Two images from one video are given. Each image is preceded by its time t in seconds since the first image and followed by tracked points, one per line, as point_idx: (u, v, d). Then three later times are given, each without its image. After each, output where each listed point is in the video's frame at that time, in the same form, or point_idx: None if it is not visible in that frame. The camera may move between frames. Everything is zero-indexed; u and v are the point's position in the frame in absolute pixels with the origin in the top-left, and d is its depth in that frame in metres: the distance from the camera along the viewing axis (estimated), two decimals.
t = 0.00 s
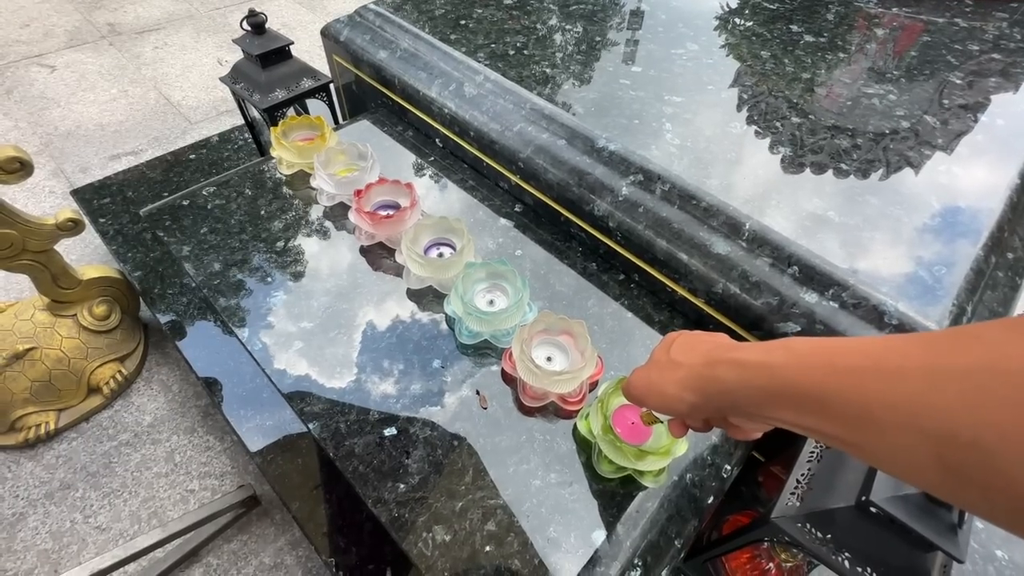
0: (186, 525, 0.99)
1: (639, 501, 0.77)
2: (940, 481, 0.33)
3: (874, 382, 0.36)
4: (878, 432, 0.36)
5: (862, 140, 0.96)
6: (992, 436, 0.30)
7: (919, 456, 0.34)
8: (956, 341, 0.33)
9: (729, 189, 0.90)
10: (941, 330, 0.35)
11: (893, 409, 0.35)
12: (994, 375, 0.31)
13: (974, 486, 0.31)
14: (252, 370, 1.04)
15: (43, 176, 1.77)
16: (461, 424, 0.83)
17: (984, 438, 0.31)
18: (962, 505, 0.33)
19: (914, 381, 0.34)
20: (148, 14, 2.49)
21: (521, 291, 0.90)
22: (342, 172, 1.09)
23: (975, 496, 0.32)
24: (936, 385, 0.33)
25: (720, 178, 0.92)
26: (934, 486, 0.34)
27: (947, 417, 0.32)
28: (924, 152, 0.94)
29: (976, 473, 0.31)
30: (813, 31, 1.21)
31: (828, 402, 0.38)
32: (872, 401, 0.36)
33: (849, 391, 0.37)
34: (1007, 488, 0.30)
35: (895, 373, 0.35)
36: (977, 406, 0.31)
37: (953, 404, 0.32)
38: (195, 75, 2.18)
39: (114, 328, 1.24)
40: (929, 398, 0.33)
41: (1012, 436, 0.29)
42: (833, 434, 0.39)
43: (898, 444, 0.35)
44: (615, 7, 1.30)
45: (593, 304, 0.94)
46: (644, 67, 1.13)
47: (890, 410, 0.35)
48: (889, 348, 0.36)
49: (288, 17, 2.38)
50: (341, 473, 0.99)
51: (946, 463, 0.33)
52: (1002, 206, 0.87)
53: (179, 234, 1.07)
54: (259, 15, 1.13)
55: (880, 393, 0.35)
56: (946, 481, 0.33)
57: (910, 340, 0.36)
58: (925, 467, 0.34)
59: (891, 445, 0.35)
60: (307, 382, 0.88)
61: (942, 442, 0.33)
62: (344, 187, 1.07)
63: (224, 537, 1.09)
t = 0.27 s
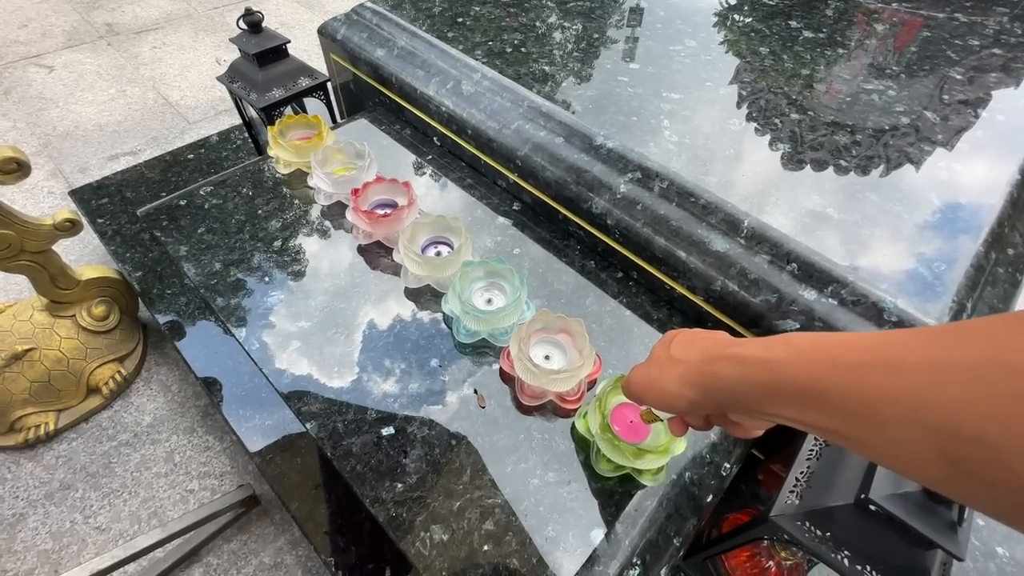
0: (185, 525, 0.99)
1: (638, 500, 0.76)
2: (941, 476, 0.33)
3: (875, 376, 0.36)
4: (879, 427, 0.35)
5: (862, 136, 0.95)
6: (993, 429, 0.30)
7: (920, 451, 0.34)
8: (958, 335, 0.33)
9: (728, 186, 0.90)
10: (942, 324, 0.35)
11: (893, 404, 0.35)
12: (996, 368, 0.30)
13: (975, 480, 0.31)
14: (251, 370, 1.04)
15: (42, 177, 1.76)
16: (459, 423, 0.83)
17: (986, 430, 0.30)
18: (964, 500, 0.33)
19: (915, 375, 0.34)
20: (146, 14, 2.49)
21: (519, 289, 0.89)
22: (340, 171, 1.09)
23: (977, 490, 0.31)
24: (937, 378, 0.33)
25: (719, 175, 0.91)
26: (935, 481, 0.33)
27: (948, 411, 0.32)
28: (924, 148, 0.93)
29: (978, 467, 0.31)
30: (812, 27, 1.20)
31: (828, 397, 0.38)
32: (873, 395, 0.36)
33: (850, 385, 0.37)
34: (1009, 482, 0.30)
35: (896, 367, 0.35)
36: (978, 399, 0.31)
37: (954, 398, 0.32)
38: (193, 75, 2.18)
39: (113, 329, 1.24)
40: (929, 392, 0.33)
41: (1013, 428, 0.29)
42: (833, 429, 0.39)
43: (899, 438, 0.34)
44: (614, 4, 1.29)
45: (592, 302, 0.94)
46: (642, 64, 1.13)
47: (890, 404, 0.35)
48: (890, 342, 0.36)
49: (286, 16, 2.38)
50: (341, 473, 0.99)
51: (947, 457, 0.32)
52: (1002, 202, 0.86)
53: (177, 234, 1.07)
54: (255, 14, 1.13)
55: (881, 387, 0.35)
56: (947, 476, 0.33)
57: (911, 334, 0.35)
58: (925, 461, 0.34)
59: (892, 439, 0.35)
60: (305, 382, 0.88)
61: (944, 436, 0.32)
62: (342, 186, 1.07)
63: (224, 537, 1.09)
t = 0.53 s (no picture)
0: (187, 525, 0.99)
1: (638, 498, 0.76)
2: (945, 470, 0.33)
3: (878, 371, 0.36)
4: (882, 420, 0.35)
5: (862, 134, 0.95)
6: (998, 423, 0.30)
7: (922, 444, 0.34)
8: (960, 328, 0.33)
9: (728, 184, 0.90)
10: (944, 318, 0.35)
11: (896, 397, 0.35)
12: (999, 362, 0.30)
13: (979, 474, 0.31)
14: (251, 370, 1.04)
15: (42, 178, 1.77)
16: (460, 422, 0.83)
17: (992, 424, 0.30)
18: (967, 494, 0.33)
19: (918, 369, 0.34)
20: (146, 14, 2.49)
21: (519, 288, 0.90)
22: (340, 170, 1.09)
23: (982, 485, 0.31)
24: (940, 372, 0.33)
25: (719, 173, 0.91)
26: (938, 474, 0.33)
27: (951, 404, 0.32)
28: (924, 146, 0.93)
29: (981, 461, 0.31)
30: (812, 25, 1.20)
31: (831, 391, 0.38)
32: (877, 390, 0.36)
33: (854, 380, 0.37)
34: (1014, 476, 0.30)
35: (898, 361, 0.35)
36: (981, 392, 0.31)
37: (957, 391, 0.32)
38: (193, 75, 2.18)
39: (113, 329, 1.24)
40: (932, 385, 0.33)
41: (1016, 422, 0.29)
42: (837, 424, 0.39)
43: (902, 432, 0.34)
44: (613, 2, 1.29)
45: (592, 301, 0.94)
46: (642, 62, 1.13)
47: (893, 398, 0.35)
48: (892, 336, 0.36)
49: (285, 15, 2.38)
50: (341, 473, 0.99)
51: (950, 451, 0.32)
52: (1003, 200, 0.86)
53: (177, 234, 1.07)
54: (254, 14, 1.13)
55: (884, 381, 0.35)
56: (951, 470, 0.33)
57: (913, 328, 0.35)
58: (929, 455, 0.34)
59: (897, 434, 0.35)
60: (306, 382, 0.88)
61: (947, 429, 0.32)
62: (342, 185, 1.07)
63: (225, 536, 1.09)
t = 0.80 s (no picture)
0: (187, 525, 0.99)
1: (638, 497, 0.76)
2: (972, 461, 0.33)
3: (901, 363, 0.36)
4: (907, 413, 0.36)
5: (862, 132, 0.95)
6: None
7: (947, 436, 0.34)
8: (986, 320, 0.33)
9: (727, 183, 0.90)
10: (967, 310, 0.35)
11: (922, 389, 0.35)
12: None
13: (1010, 467, 0.31)
14: (251, 370, 1.04)
15: (42, 178, 1.77)
16: (460, 422, 0.83)
17: None
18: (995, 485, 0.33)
19: (944, 362, 0.34)
20: (145, 14, 2.49)
21: (519, 287, 0.89)
22: (339, 170, 1.09)
23: (1011, 477, 0.32)
24: (965, 363, 0.33)
25: (719, 172, 0.91)
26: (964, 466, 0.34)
27: (978, 396, 0.32)
28: (924, 144, 0.93)
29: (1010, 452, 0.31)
30: (811, 22, 1.20)
31: (853, 384, 0.38)
32: (902, 381, 0.36)
33: (876, 372, 0.37)
34: None
35: (923, 353, 0.35)
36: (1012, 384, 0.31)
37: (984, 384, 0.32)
38: (192, 75, 2.18)
39: (114, 329, 1.25)
40: (957, 377, 0.33)
41: None
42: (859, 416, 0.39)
43: (927, 424, 0.35)
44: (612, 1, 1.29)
45: (591, 300, 0.94)
46: (641, 60, 1.13)
47: (918, 389, 0.35)
48: (916, 328, 0.36)
49: (284, 15, 2.37)
50: (342, 472, 0.99)
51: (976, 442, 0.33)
52: (1003, 197, 0.86)
53: (176, 234, 1.07)
54: (253, 13, 1.13)
55: (909, 373, 0.35)
56: (976, 461, 0.33)
57: (936, 320, 0.36)
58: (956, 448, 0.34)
59: (922, 427, 0.35)
60: (306, 382, 0.88)
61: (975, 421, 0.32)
62: (341, 185, 1.07)
63: (226, 536, 1.09)
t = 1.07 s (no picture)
0: (188, 525, 0.99)
1: (638, 495, 0.76)
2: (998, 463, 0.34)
3: (930, 366, 0.37)
4: (934, 415, 0.36)
5: (861, 131, 0.95)
6: None
7: (975, 439, 0.35)
8: (1016, 327, 0.34)
9: (727, 182, 0.89)
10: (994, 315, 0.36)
11: (952, 394, 0.35)
12: None
13: None
14: (251, 369, 1.04)
15: (41, 178, 1.77)
16: (460, 421, 0.83)
17: None
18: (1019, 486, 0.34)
19: (975, 368, 0.35)
20: (144, 14, 2.49)
21: (518, 287, 0.89)
22: (338, 169, 1.09)
23: None
24: (997, 368, 0.34)
25: (718, 170, 0.91)
26: (990, 468, 0.35)
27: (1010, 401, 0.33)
28: (924, 142, 0.93)
29: None
30: (810, 21, 1.20)
31: (880, 386, 0.39)
32: (930, 384, 0.36)
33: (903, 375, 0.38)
34: None
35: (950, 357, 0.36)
36: None
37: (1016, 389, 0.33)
38: (191, 75, 2.18)
39: (113, 329, 1.25)
40: (989, 383, 0.34)
41: None
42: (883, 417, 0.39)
43: (955, 428, 0.35)
44: None
45: (591, 299, 0.94)
46: (640, 59, 1.13)
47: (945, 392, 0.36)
48: (946, 334, 0.36)
49: (283, 15, 2.37)
50: (342, 472, 0.99)
51: (1003, 446, 0.34)
52: (1003, 196, 0.86)
53: (176, 234, 1.07)
54: (252, 13, 1.13)
55: (937, 378, 0.36)
56: (1003, 463, 0.34)
57: (963, 324, 0.36)
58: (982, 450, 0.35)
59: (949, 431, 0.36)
60: (306, 381, 0.88)
61: (1005, 425, 0.33)
62: (341, 185, 1.07)
63: (227, 535, 1.09)
